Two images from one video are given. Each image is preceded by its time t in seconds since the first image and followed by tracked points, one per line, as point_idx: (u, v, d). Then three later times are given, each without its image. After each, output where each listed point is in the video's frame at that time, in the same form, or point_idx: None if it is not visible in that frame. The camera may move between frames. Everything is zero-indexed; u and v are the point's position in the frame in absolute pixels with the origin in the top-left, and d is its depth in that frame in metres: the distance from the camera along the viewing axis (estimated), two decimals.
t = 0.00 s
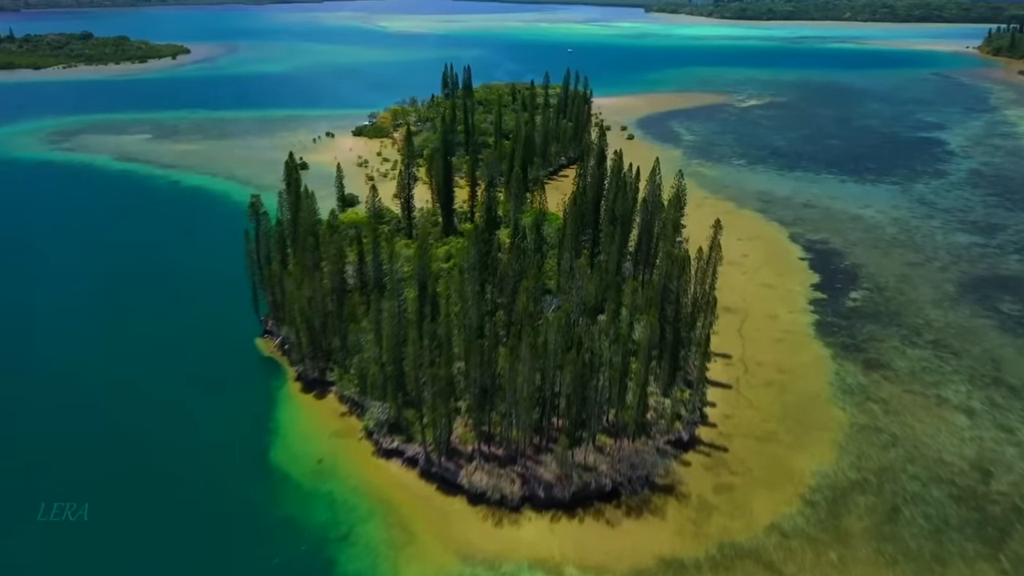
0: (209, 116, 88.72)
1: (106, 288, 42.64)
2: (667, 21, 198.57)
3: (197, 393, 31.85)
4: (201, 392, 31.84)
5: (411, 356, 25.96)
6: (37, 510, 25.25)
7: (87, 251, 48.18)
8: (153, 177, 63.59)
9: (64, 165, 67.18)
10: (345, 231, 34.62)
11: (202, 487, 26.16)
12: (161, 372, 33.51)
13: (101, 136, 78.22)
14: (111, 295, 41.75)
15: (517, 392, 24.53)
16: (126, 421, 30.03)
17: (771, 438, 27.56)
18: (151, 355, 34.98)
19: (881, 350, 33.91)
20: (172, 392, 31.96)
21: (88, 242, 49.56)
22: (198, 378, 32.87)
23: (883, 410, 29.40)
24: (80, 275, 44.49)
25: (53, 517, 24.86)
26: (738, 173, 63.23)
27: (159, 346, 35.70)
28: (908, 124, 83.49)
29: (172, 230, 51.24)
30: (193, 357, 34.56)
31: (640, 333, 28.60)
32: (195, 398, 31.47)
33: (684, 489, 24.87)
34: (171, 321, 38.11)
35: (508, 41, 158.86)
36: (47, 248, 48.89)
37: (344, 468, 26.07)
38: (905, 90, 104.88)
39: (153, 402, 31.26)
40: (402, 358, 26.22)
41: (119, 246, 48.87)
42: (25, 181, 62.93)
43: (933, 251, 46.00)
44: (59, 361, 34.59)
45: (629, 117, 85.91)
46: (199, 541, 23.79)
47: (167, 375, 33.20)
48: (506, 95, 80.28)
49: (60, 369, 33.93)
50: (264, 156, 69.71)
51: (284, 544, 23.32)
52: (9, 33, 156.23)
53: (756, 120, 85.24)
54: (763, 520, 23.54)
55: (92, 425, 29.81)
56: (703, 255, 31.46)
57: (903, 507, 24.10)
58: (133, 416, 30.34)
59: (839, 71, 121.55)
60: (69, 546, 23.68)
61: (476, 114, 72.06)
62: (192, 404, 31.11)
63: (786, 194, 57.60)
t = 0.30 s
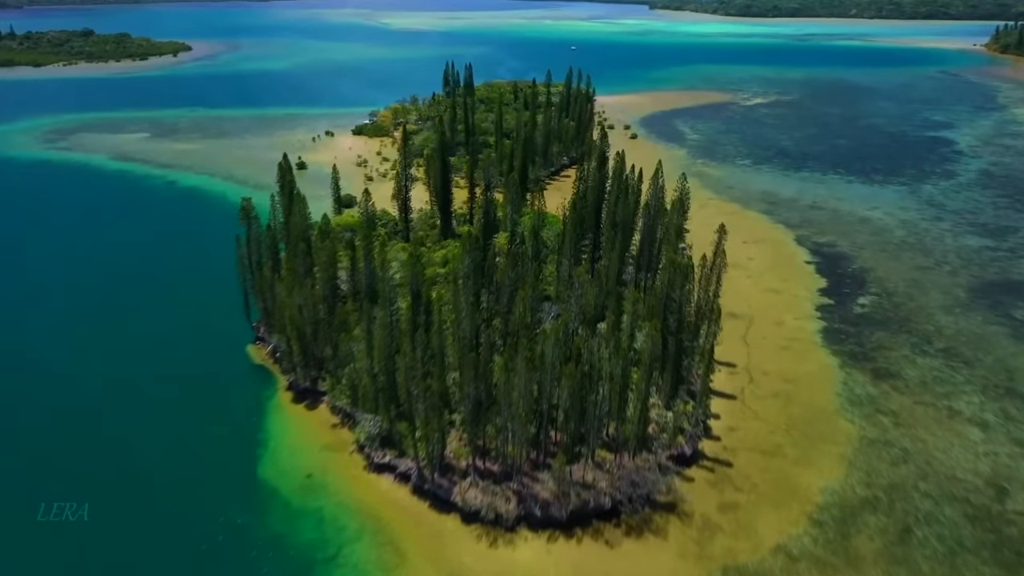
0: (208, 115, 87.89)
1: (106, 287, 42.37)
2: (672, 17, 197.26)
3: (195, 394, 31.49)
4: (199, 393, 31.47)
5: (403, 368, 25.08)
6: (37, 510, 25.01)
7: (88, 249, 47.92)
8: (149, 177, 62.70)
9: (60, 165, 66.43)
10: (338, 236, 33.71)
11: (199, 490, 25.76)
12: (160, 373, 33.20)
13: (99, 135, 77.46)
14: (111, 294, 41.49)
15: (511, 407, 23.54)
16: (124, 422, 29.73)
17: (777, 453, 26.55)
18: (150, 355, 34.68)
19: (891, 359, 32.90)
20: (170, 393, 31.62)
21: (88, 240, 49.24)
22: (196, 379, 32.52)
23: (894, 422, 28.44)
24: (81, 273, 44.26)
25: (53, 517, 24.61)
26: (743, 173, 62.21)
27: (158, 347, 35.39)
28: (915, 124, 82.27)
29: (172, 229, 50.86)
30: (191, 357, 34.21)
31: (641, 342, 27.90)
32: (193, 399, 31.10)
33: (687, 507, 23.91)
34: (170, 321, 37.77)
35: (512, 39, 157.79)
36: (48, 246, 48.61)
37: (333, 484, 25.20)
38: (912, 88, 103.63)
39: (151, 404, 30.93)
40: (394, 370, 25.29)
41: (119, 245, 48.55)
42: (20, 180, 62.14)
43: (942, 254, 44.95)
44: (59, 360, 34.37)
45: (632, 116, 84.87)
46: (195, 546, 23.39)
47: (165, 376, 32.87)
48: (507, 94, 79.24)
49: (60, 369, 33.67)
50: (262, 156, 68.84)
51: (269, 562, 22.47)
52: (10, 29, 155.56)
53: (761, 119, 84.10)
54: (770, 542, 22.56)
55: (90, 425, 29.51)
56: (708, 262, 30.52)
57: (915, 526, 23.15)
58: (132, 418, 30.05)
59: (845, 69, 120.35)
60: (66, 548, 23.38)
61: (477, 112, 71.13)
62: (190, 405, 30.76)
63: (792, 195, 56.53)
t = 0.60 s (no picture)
0: (207, 113, 87.01)
1: (111, 284, 41.96)
2: (677, 14, 196.00)
3: (193, 398, 30.94)
4: (196, 398, 30.89)
5: (394, 382, 24.18)
6: (38, 510, 24.88)
7: (98, 245, 47.92)
8: (145, 177, 61.81)
9: (56, 164, 65.61)
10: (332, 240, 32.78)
11: (193, 499, 25.19)
12: (158, 376, 32.71)
13: (97, 133, 76.62)
14: (116, 291, 41.09)
15: (507, 424, 22.59)
16: (121, 426, 29.30)
17: (784, 469, 25.60)
18: (151, 357, 34.20)
19: (902, 368, 31.86)
20: (168, 397, 31.13)
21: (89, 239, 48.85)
22: (194, 383, 31.92)
23: (906, 435, 27.48)
24: (84, 271, 43.95)
25: (53, 517, 24.51)
26: (748, 173, 61.15)
27: (159, 347, 34.90)
28: (924, 123, 81.09)
29: (175, 229, 50.30)
30: (190, 360, 33.61)
31: (643, 354, 27.02)
32: (190, 405, 30.53)
33: (690, 528, 22.96)
34: (171, 322, 37.26)
35: (515, 36, 156.60)
36: (52, 243, 48.33)
37: (323, 500, 24.31)
38: (920, 86, 102.35)
39: (148, 409, 30.44)
40: (386, 383, 24.39)
41: (123, 243, 48.17)
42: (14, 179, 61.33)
43: (953, 258, 43.90)
44: (59, 360, 34.03)
45: (636, 115, 83.83)
46: (184, 558, 22.86)
47: (164, 379, 32.37)
48: (510, 92, 78.18)
49: (60, 369, 33.37)
50: (261, 155, 67.93)
51: None
52: (11, 26, 154.71)
53: (767, 118, 83.00)
54: (776, 564, 21.64)
55: (88, 429, 29.16)
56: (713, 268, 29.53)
57: (929, 549, 22.21)
58: (129, 422, 29.58)
59: (852, 66, 119.13)
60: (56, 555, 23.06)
61: (479, 111, 70.19)
62: (188, 410, 30.21)
63: (799, 196, 55.49)
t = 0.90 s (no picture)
0: (207, 112, 86.14)
1: (113, 283, 41.47)
2: (682, 12, 194.70)
3: (192, 399, 30.36)
4: (194, 400, 30.27)
5: (384, 397, 23.27)
6: (37, 510, 24.67)
7: (100, 243, 47.53)
8: (142, 177, 61.00)
9: (51, 163, 64.77)
10: (324, 246, 31.84)
11: (189, 504, 24.72)
12: (156, 376, 32.17)
13: (94, 132, 75.78)
14: (119, 290, 40.61)
15: (502, 442, 21.62)
16: (118, 427, 28.81)
17: (791, 486, 24.66)
18: (150, 356, 33.66)
19: (912, 379, 30.87)
20: (166, 397, 30.56)
21: (88, 238, 48.37)
22: (192, 383, 31.33)
23: (916, 449, 26.57)
24: (84, 270, 43.43)
25: (53, 517, 24.32)
26: (752, 174, 60.13)
27: (159, 346, 34.35)
28: (932, 122, 79.94)
29: (177, 228, 49.67)
30: (190, 359, 33.03)
31: (645, 365, 26.10)
32: (187, 407, 29.90)
33: (693, 550, 22.01)
34: (172, 321, 36.71)
35: (519, 33, 155.44)
36: (53, 242, 47.89)
37: (312, 518, 23.43)
38: (927, 85, 101.12)
39: (145, 411, 29.88)
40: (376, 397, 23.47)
41: (126, 241, 47.76)
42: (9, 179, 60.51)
43: (964, 262, 42.87)
44: (59, 359, 33.65)
45: (640, 114, 82.79)
46: (174, 570, 22.30)
47: (163, 379, 31.86)
48: (512, 91, 77.17)
49: (59, 368, 32.98)
50: (259, 154, 67.03)
51: None
52: (14, 23, 153.98)
53: (773, 116, 81.94)
54: None
55: (84, 430, 28.72)
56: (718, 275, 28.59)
57: None
58: (126, 423, 29.10)
59: (859, 64, 117.89)
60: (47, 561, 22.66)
61: (480, 110, 69.25)
62: (185, 412, 29.61)
63: (805, 197, 54.42)
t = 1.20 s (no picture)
0: (206, 111, 85.22)
1: (116, 282, 40.99)
2: (687, 8, 193.33)
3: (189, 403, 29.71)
4: (190, 404, 29.65)
5: (374, 413, 22.34)
6: (37, 510, 24.40)
7: (101, 242, 47.10)
8: (139, 177, 60.18)
9: (47, 163, 63.91)
10: (317, 251, 30.97)
11: (185, 509, 24.24)
12: (154, 378, 31.58)
13: (93, 132, 74.89)
14: (122, 290, 40.19)
15: (496, 462, 20.71)
16: (115, 428, 28.36)
17: (799, 505, 23.72)
18: (149, 357, 33.09)
19: (924, 390, 29.87)
20: (164, 398, 30.08)
21: (85, 239, 47.76)
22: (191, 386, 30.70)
23: (929, 465, 25.63)
24: (84, 269, 43.06)
25: (53, 517, 24.03)
26: (758, 175, 59.05)
27: (158, 347, 33.80)
28: (940, 121, 78.81)
29: (178, 228, 49.05)
30: (189, 359, 32.54)
31: (648, 378, 25.21)
32: (183, 410, 29.31)
33: None
34: (171, 320, 36.20)
35: (523, 31, 154.28)
36: (52, 241, 47.36)
37: (300, 537, 22.57)
38: (935, 83, 99.87)
39: (142, 413, 29.36)
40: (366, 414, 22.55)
41: (126, 241, 47.30)
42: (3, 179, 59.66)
43: (975, 267, 41.82)
44: (59, 358, 33.23)
45: (645, 113, 81.71)
46: None
47: (162, 379, 31.40)
48: (515, 90, 76.18)
49: (59, 368, 32.58)
50: (258, 154, 66.13)
51: None
52: (16, 21, 153.20)
53: (779, 115, 80.88)
54: None
55: (81, 431, 28.26)
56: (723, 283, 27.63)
57: None
58: (122, 426, 28.54)
59: (866, 62, 116.58)
60: (39, 566, 22.25)
61: (481, 109, 68.33)
62: (181, 417, 28.95)
63: (812, 199, 53.36)
